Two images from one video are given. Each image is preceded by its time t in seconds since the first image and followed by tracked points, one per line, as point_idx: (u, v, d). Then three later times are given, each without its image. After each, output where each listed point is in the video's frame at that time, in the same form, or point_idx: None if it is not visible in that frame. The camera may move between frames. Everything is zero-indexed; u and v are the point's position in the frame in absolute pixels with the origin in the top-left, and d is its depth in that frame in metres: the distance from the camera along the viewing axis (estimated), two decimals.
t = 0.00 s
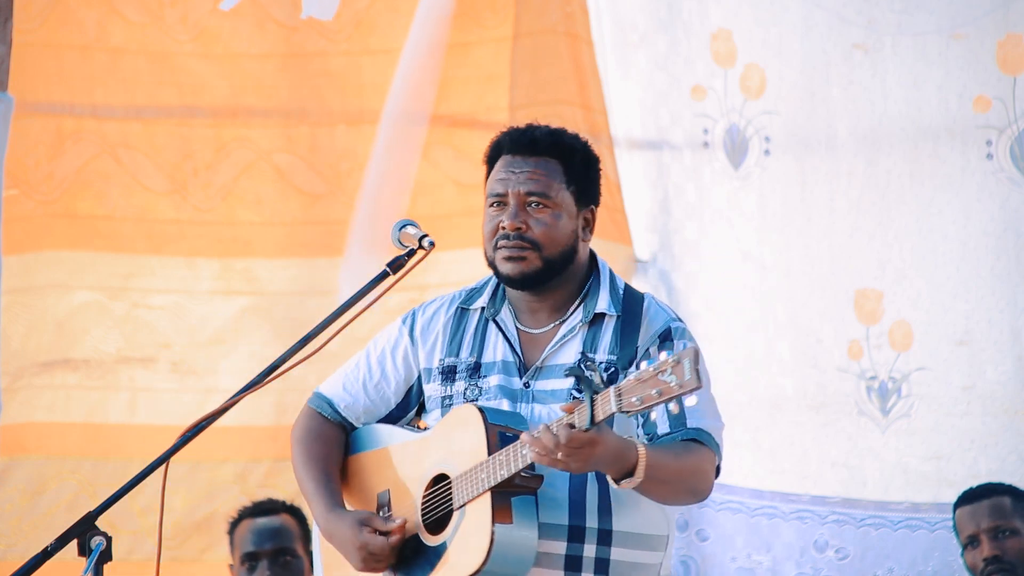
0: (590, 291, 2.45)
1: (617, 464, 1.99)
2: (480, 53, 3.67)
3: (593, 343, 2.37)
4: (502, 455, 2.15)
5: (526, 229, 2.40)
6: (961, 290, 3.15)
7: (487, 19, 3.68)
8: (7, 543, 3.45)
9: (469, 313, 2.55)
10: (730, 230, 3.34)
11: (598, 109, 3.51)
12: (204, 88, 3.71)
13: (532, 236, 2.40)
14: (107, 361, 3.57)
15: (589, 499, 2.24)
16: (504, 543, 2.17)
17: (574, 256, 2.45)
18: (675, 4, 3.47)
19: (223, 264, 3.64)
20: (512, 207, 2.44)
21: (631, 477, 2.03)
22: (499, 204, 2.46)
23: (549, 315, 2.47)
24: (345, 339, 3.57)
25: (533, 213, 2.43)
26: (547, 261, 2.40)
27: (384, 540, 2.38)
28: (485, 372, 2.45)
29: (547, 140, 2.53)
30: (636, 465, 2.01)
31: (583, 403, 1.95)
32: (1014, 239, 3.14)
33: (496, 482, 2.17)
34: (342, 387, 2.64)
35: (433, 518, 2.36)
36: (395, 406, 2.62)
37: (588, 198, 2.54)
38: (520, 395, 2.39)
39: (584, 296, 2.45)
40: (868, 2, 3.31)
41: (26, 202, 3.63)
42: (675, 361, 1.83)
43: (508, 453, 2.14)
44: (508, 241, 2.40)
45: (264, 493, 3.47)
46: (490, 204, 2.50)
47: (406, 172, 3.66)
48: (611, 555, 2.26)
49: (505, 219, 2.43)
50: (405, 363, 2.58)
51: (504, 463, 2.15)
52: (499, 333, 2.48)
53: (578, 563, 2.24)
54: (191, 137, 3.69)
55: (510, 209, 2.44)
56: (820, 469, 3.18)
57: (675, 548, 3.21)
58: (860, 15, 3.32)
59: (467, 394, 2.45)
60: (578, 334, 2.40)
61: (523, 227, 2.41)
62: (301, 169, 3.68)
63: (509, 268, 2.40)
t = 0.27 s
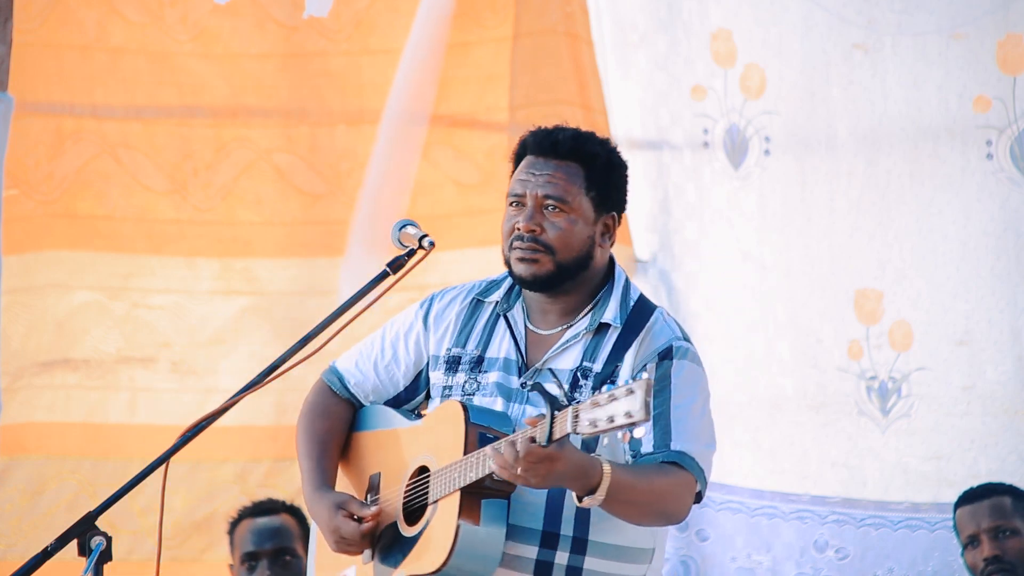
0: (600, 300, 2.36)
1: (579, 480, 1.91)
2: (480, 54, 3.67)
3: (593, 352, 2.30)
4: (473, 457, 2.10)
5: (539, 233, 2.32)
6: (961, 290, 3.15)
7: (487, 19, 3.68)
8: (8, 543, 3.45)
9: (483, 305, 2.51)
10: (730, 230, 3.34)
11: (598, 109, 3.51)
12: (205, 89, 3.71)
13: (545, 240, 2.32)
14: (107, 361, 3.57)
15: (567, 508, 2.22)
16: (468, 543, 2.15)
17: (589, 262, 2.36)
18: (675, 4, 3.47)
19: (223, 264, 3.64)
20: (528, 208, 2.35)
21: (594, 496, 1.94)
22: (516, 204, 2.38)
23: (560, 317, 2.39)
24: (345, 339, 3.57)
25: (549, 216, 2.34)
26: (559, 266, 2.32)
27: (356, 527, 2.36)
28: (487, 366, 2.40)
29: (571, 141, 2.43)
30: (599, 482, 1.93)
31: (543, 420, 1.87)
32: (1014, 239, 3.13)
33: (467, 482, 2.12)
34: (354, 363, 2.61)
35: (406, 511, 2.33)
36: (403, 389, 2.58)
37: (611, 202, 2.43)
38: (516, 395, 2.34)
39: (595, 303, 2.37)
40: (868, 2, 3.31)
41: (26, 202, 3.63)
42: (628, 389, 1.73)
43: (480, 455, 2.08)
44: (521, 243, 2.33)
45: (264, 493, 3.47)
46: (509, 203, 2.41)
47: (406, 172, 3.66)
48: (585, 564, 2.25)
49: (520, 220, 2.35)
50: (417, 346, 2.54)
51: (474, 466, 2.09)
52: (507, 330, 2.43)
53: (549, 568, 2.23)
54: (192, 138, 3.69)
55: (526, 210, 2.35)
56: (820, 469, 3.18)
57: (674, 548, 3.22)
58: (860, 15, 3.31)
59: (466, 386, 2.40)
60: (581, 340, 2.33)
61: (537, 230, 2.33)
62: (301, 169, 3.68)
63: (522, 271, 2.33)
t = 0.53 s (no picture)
0: (606, 305, 2.29)
1: (542, 480, 1.86)
2: (480, 53, 3.67)
3: (589, 355, 2.22)
4: (452, 444, 2.08)
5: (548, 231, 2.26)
6: (961, 290, 3.16)
7: (486, 19, 3.67)
8: (7, 543, 3.45)
9: (494, 298, 2.46)
10: (730, 230, 3.33)
11: (598, 109, 3.52)
12: (205, 88, 3.71)
13: (553, 239, 2.26)
14: (107, 361, 3.57)
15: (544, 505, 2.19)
16: (437, 529, 2.12)
17: (598, 264, 2.30)
18: (675, 4, 3.46)
19: (223, 264, 3.64)
20: (539, 206, 2.29)
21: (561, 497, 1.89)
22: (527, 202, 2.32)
23: (565, 316, 2.32)
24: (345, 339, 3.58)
25: (559, 215, 2.28)
26: (567, 266, 2.26)
27: (341, 497, 2.37)
28: (488, 358, 2.35)
29: (587, 141, 2.36)
30: (563, 485, 1.88)
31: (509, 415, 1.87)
32: (1014, 239, 3.14)
33: (444, 469, 2.11)
34: (367, 342, 2.61)
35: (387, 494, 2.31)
36: (409, 373, 2.55)
37: (625, 207, 2.37)
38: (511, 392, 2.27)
39: (601, 307, 2.30)
40: (868, 2, 3.31)
41: (26, 202, 3.63)
42: (592, 393, 1.75)
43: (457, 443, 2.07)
44: (529, 240, 2.27)
45: (264, 493, 3.47)
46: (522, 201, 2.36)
47: (406, 172, 3.66)
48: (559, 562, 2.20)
49: (530, 217, 2.29)
50: (426, 333, 2.52)
51: (453, 453, 2.07)
52: (512, 326, 2.37)
53: (521, 564, 2.20)
54: (191, 137, 3.69)
55: (537, 208, 2.29)
56: (820, 469, 3.18)
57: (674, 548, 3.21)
58: (860, 15, 3.31)
59: (465, 376, 2.35)
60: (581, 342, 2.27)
61: (546, 228, 2.26)
62: (300, 169, 3.68)
63: (528, 269, 2.27)
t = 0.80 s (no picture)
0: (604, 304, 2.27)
1: (519, 462, 1.83)
2: (480, 53, 3.67)
3: (582, 350, 2.19)
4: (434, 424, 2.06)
5: (540, 224, 2.27)
6: (961, 290, 3.16)
7: (486, 19, 3.67)
8: (7, 543, 3.45)
9: (498, 293, 2.43)
10: (730, 230, 3.33)
11: (598, 109, 3.53)
12: (205, 88, 3.71)
13: (544, 232, 2.26)
14: (107, 361, 3.57)
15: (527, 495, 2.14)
16: (416, 512, 2.11)
17: (592, 259, 2.28)
18: (675, 4, 3.46)
19: (223, 264, 3.64)
20: (535, 199, 2.31)
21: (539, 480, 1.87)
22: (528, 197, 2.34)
23: (564, 313, 2.30)
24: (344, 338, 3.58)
25: (554, 209, 2.28)
26: (556, 259, 2.25)
27: (328, 490, 2.37)
28: (484, 351, 2.31)
29: (593, 138, 2.36)
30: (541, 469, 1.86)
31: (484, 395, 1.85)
32: (1014, 239, 3.15)
33: (423, 452, 2.09)
34: (372, 334, 2.59)
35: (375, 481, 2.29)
36: (411, 367, 2.51)
37: (627, 206, 2.34)
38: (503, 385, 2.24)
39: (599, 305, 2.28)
40: (868, 2, 3.32)
41: (26, 202, 3.63)
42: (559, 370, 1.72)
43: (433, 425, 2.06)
44: (523, 233, 2.29)
45: (264, 493, 3.47)
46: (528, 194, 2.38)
47: (406, 172, 3.66)
48: (539, 556, 2.14)
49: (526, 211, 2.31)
50: (427, 325, 2.48)
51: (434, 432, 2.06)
52: (511, 319, 2.34)
53: (501, 555, 2.14)
54: (191, 138, 3.69)
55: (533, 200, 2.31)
56: (820, 469, 3.18)
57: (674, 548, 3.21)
58: (860, 15, 3.32)
59: (460, 368, 2.32)
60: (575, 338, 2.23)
61: (537, 219, 2.28)
62: (300, 169, 3.68)
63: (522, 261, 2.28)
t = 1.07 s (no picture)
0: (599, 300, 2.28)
1: (506, 453, 1.84)
2: (480, 53, 3.67)
3: (574, 345, 2.19)
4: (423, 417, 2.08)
5: (536, 229, 2.27)
6: (961, 290, 3.16)
7: (486, 19, 3.67)
8: (7, 543, 3.45)
9: (495, 294, 2.42)
10: (730, 230, 3.33)
11: (598, 109, 3.52)
12: (204, 88, 3.71)
13: (541, 237, 2.26)
14: (107, 361, 3.57)
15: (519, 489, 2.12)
16: (406, 508, 2.10)
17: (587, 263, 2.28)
18: (675, 4, 3.46)
19: (223, 263, 3.64)
20: (530, 204, 2.30)
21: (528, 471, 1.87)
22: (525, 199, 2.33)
23: (559, 312, 2.31)
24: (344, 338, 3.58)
25: (549, 215, 2.27)
26: (551, 264, 2.26)
27: (319, 490, 2.37)
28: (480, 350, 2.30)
29: (586, 138, 2.34)
30: (528, 461, 1.87)
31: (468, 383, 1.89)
32: (1014, 239, 3.15)
33: (414, 444, 2.10)
34: (372, 337, 2.58)
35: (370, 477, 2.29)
36: (410, 369, 2.50)
37: (621, 207, 2.34)
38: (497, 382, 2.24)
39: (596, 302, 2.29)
40: (868, 2, 3.32)
41: (26, 202, 3.63)
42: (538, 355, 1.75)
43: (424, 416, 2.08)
44: (518, 236, 2.29)
45: (264, 493, 3.47)
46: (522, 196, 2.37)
47: (406, 172, 3.66)
48: (531, 553, 2.11)
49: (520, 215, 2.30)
50: (425, 326, 2.46)
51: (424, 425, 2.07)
52: (506, 318, 2.34)
53: (492, 550, 2.11)
54: (191, 137, 3.69)
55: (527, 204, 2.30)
56: (820, 469, 3.18)
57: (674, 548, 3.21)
58: (860, 15, 3.32)
59: (457, 367, 2.32)
60: (568, 335, 2.24)
61: (532, 225, 2.27)
62: (300, 169, 3.68)
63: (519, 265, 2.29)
